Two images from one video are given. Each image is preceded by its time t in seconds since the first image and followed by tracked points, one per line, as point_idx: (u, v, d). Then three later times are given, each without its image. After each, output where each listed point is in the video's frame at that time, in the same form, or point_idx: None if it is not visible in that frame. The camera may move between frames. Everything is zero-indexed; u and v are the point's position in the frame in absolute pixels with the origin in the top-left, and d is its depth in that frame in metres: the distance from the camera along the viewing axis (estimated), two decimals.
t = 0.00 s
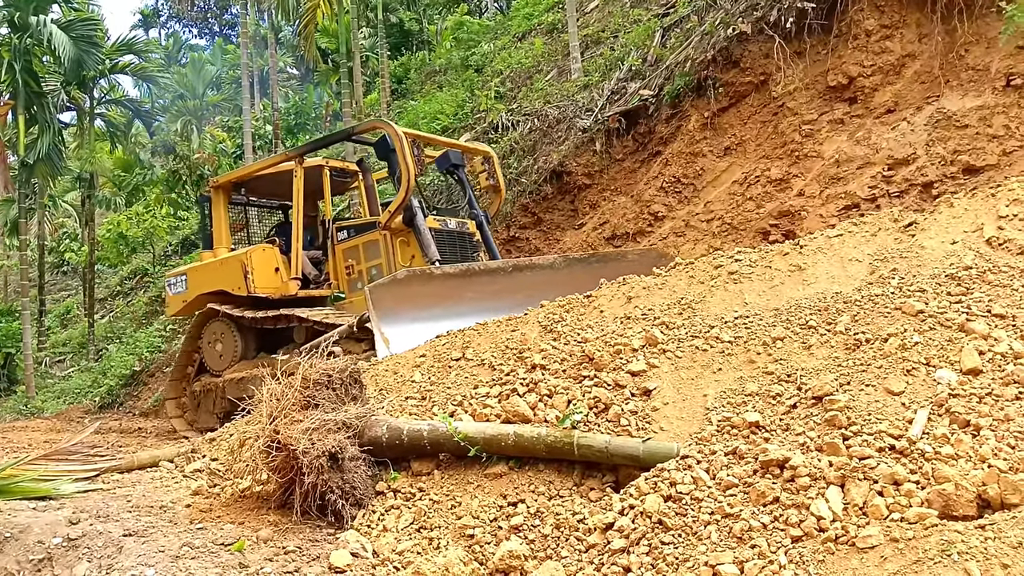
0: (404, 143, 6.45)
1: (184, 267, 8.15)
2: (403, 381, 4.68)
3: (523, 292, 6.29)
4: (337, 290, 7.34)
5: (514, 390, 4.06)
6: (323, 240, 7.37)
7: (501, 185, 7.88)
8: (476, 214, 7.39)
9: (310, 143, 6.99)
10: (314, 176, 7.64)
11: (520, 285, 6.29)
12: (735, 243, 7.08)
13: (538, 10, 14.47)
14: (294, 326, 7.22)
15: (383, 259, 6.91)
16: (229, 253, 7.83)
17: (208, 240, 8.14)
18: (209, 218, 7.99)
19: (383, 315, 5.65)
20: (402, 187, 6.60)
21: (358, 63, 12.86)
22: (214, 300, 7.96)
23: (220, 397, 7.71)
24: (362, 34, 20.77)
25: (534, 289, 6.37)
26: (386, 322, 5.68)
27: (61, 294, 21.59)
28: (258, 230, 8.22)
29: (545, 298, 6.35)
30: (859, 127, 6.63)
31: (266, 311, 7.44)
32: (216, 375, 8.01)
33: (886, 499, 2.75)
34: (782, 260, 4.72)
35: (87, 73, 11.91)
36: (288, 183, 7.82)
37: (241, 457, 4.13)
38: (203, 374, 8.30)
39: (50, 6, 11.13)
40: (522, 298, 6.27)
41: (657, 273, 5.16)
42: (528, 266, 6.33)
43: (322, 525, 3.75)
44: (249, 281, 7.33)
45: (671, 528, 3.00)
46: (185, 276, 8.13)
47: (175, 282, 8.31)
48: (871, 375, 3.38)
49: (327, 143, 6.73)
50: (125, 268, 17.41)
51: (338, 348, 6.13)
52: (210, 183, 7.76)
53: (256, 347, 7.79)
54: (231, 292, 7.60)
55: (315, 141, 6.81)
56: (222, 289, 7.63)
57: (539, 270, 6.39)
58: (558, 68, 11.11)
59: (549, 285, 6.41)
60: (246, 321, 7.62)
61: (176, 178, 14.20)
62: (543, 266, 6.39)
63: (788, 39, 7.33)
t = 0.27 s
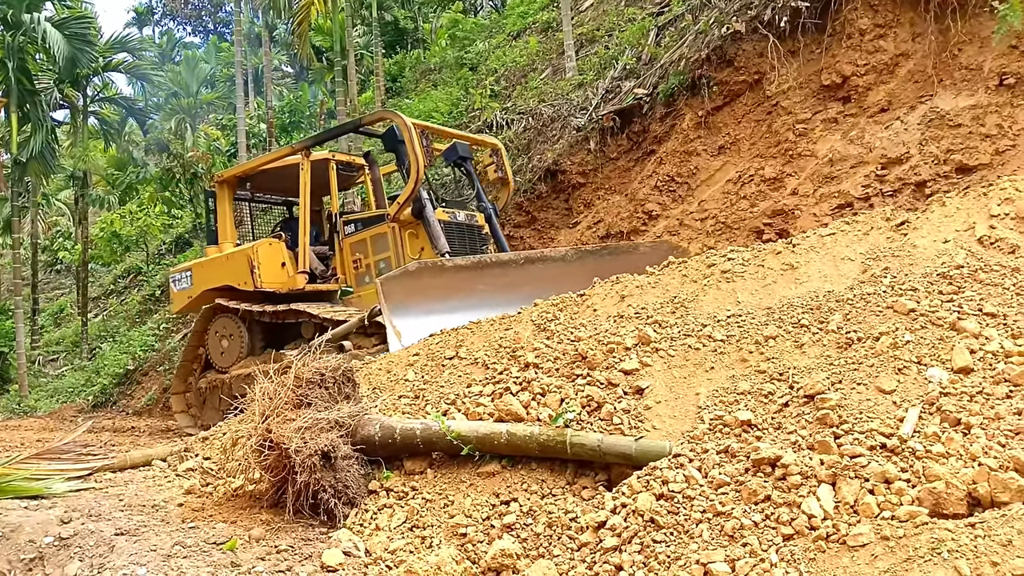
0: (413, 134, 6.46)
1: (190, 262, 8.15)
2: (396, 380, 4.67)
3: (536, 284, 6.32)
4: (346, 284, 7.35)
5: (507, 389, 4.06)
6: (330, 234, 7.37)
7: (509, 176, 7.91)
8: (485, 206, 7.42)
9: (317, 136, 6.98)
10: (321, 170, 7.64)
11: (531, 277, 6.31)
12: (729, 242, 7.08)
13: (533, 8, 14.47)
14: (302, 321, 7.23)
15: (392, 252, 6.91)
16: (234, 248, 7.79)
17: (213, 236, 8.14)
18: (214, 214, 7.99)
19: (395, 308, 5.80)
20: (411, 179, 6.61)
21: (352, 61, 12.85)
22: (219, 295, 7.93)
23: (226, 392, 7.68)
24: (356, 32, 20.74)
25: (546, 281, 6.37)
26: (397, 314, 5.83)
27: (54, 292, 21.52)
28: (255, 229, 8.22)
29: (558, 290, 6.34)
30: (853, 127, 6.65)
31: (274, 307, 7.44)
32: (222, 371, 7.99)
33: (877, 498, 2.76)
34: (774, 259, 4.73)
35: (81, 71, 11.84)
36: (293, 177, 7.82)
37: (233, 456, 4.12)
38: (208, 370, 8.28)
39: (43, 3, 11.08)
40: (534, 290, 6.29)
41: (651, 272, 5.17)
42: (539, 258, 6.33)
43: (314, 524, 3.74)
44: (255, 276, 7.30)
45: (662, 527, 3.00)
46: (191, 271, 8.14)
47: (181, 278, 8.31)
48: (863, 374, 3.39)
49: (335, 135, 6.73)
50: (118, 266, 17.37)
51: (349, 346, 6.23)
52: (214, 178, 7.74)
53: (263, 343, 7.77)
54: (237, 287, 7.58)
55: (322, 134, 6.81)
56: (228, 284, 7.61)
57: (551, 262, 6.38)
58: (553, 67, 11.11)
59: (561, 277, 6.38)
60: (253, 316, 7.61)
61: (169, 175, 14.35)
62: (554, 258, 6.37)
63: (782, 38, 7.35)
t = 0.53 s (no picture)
0: (422, 124, 6.44)
1: (192, 257, 8.10)
2: (387, 378, 4.67)
3: (545, 275, 6.32)
4: (353, 278, 7.30)
5: (498, 387, 4.06)
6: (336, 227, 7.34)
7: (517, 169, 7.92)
8: (493, 199, 7.42)
9: (323, 128, 6.95)
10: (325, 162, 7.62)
11: (541, 269, 6.30)
12: (720, 241, 7.09)
13: (525, 7, 14.48)
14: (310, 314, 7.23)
15: (401, 244, 6.89)
16: (238, 241, 7.78)
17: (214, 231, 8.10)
18: (216, 209, 7.96)
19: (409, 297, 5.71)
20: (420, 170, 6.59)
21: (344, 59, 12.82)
22: (221, 291, 7.87)
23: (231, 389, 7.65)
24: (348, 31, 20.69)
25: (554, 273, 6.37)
26: (410, 303, 5.74)
27: (45, 291, 21.41)
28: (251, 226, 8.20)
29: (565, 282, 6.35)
30: (843, 126, 6.67)
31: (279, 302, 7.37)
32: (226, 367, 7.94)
33: (865, 495, 2.77)
34: (764, 257, 4.74)
35: (71, 68, 11.73)
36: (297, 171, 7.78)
37: (223, 454, 4.10)
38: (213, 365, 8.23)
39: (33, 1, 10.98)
40: (543, 281, 6.29)
41: (641, 270, 5.18)
42: (549, 250, 6.33)
43: (304, 523, 3.74)
44: (261, 269, 7.29)
45: (652, 525, 3.01)
46: (193, 266, 8.08)
47: (183, 273, 8.25)
48: (852, 372, 3.40)
49: (343, 126, 6.70)
50: (109, 264, 17.30)
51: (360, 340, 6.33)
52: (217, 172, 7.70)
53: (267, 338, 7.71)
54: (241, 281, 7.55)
55: (329, 124, 6.79)
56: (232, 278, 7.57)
57: (560, 254, 6.38)
58: (545, 66, 11.11)
59: (569, 269, 6.40)
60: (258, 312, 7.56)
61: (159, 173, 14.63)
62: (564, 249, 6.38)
63: (773, 37, 7.36)
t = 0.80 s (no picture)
0: (426, 115, 6.43)
1: (189, 252, 8.03)
2: (371, 377, 4.66)
3: (555, 267, 6.26)
4: (353, 272, 7.34)
5: (482, 386, 4.06)
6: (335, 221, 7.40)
7: (517, 161, 7.88)
8: (494, 191, 7.39)
9: (323, 119, 6.91)
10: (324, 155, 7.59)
11: (551, 259, 6.26)
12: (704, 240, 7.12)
13: (511, 6, 14.47)
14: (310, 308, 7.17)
15: (401, 237, 6.94)
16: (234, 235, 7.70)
17: (210, 226, 8.02)
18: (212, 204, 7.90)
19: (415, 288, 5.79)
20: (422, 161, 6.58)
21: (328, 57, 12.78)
22: (219, 285, 7.82)
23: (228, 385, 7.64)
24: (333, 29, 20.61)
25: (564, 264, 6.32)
26: (417, 295, 5.82)
27: (25, 290, 21.18)
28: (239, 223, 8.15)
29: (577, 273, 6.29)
30: (826, 126, 6.72)
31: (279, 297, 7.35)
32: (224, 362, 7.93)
33: (845, 492, 2.79)
34: (747, 257, 4.77)
35: (54, 65, 11.77)
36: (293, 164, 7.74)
37: (205, 454, 4.08)
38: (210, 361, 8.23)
39: None
40: (554, 272, 6.24)
41: (625, 269, 5.19)
42: (559, 241, 6.28)
43: (286, 522, 3.71)
44: (259, 263, 7.19)
45: (635, 523, 3.02)
46: (190, 261, 8.01)
47: (179, 268, 8.18)
48: (833, 370, 3.43)
49: (344, 117, 6.67)
50: (90, 263, 17.14)
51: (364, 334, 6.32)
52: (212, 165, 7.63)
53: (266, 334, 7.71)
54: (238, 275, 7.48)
55: (330, 116, 6.76)
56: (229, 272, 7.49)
57: (571, 245, 6.32)
58: (530, 65, 11.11)
59: (580, 259, 6.33)
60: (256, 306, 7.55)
61: (142, 171, 14.50)
62: (574, 240, 6.32)
63: (756, 38, 7.41)
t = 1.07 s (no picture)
0: (427, 106, 6.50)
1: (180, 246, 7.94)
2: (350, 377, 4.64)
3: (557, 261, 6.21)
4: (351, 266, 7.22)
5: (462, 385, 4.06)
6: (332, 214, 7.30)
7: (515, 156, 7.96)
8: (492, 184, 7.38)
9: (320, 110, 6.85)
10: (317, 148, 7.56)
11: (552, 253, 6.20)
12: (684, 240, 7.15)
13: (493, 5, 14.46)
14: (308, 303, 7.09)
15: (401, 229, 6.86)
16: (227, 229, 7.65)
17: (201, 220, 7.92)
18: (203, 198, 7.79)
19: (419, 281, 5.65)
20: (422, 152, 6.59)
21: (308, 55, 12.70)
22: (210, 281, 7.75)
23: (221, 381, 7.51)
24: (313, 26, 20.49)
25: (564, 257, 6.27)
26: (420, 287, 5.69)
27: None
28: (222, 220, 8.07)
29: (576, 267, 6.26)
30: (805, 127, 6.78)
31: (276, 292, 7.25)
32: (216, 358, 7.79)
33: (822, 491, 2.82)
34: (726, 257, 4.79)
35: (31, 62, 11.72)
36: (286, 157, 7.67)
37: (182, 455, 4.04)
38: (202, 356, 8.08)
39: None
40: (553, 265, 6.19)
41: (605, 269, 5.20)
42: (560, 235, 6.22)
43: (264, 523, 3.69)
44: (254, 257, 7.19)
45: (613, 522, 3.02)
46: (180, 256, 7.91)
47: (170, 263, 8.08)
48: (809, 369, 3.46)
49: (342, 107, 6.64)
50: (66, 262, 16.90)
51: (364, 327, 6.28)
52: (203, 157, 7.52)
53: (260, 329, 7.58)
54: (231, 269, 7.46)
55: (328, 106, 6.72)
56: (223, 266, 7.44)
57: (572, 238, 6.27)
58: (512, 65, 11.11)
59: (580, 253, 6.29)
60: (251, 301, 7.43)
61: (120, 168, 14.67)
62: (575, 234, 6.27)
63: (737, 39, 7.46)
